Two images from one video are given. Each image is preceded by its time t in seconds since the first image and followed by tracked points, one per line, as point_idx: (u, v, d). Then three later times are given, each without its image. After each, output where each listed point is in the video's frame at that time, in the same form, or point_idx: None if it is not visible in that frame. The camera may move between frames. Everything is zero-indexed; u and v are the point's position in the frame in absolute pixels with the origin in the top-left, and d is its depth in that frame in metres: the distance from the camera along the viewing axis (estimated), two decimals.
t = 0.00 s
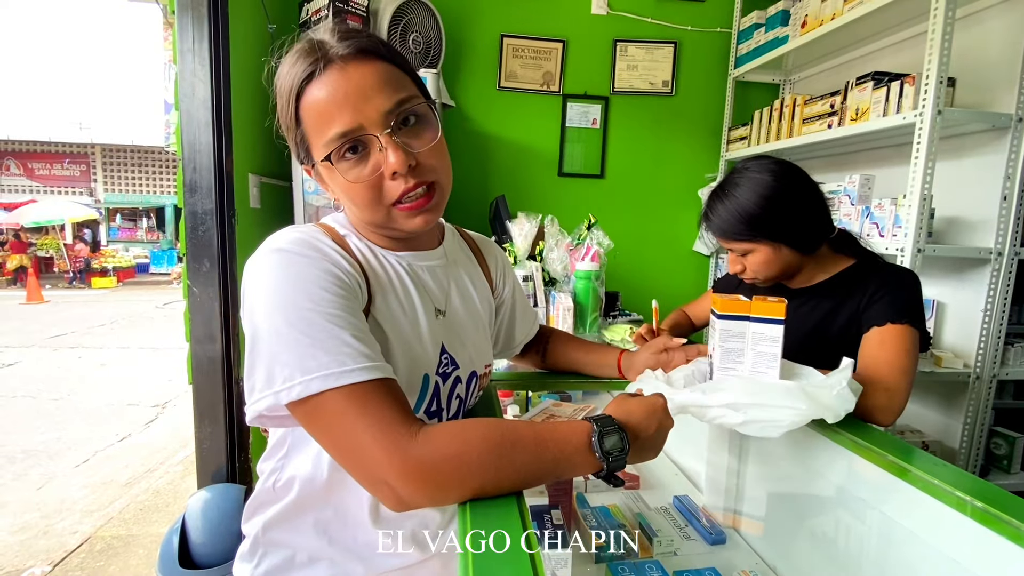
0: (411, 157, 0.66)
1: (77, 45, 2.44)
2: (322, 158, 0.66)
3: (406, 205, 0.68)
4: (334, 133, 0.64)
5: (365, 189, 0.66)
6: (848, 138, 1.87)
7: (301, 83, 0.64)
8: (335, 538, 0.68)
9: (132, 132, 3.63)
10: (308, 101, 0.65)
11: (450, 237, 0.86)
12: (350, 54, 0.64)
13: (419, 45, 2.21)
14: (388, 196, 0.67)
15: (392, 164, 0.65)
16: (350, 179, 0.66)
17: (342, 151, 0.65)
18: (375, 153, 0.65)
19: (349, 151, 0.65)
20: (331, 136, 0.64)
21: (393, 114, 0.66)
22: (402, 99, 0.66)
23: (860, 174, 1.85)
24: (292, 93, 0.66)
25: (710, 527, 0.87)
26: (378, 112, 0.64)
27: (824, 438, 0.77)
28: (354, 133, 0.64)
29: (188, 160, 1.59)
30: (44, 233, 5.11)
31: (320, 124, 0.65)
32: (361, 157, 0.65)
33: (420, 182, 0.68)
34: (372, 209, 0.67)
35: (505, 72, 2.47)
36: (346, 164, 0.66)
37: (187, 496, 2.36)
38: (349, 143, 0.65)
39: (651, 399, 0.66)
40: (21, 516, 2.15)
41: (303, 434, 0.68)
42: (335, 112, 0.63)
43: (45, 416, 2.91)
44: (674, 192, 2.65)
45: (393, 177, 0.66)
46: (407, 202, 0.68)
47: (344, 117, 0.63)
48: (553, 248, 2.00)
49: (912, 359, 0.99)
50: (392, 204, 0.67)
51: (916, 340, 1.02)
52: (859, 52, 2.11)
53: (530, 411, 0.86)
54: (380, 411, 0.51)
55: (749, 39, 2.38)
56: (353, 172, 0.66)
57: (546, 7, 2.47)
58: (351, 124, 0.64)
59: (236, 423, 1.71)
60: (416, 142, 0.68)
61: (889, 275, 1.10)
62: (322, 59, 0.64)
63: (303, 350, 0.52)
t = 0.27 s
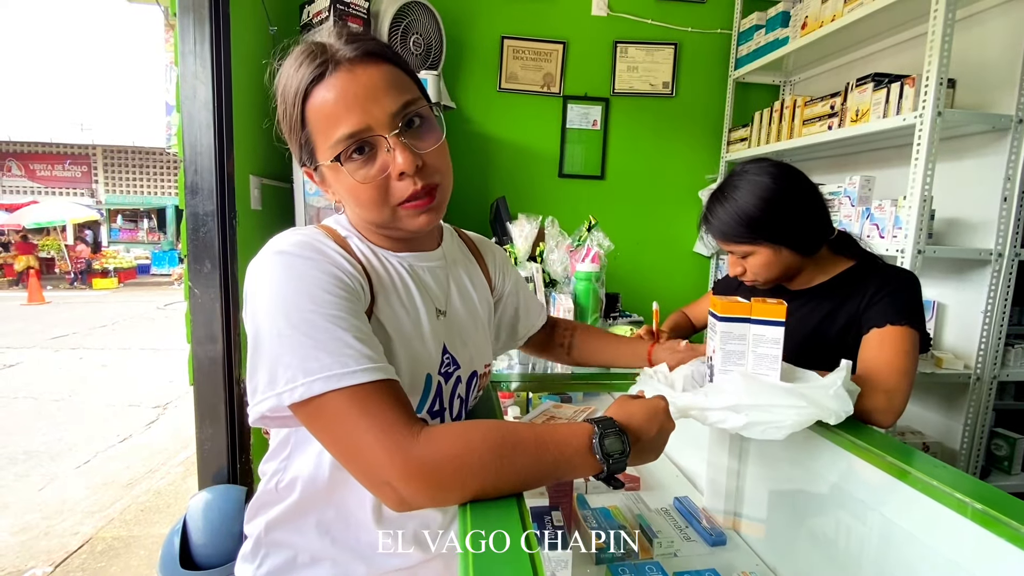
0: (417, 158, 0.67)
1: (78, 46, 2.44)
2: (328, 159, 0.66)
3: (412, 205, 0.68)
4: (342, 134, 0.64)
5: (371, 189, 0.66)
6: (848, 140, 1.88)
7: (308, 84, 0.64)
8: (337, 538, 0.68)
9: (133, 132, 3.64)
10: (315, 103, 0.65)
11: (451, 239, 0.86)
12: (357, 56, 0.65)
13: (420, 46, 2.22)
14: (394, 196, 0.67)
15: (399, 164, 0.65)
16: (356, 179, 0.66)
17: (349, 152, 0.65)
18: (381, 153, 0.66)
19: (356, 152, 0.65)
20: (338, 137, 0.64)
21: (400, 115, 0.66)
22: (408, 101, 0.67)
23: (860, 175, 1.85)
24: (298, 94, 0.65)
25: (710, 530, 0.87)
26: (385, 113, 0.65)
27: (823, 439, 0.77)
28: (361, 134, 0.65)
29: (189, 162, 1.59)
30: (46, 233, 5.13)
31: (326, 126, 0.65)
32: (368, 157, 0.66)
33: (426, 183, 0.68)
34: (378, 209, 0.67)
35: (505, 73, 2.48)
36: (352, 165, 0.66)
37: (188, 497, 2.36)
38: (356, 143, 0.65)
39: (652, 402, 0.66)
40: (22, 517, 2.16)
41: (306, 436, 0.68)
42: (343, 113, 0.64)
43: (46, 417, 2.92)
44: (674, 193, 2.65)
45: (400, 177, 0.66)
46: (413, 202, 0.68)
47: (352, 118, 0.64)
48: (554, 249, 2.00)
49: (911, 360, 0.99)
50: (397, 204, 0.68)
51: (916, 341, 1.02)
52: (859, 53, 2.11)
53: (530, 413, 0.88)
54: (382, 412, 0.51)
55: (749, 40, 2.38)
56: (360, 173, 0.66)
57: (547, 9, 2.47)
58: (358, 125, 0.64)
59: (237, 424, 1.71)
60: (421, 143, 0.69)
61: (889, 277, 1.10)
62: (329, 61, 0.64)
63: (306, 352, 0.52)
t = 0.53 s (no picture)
0: (411, 154, 0.66)
1: (79, 48, 2.45)
2: (323, 161, 0.66)
3: (409, 204, 0.68)
4: (337, 134, 0.64)
5: (368, 189, 0.66)
6: (849, 141, 1.88)
7: (301, 86, 0.65)
8: (337, 540, 0.69)
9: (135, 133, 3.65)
10: (307, 106, 0.65)
11: (454, 243, 0.87)
12: (348, 56, 0.65)
13: (421, 48, 2.22)
14: (391, 195, 0.67)
15: (393, 162, 0.65)
16: (353, 179, 0.66)
17: (344, 153, 0.65)
18: (376, 152, 0.66)
19: (351, 152, 0.65)
20: (333, 138, 0.65)
21: (393, 114, 0.66)
22: (401, 99, 0.67)
23: (861, 176, 1.85)
24: (291, 98, 0.66)
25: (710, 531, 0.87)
26: (378, 112, 0.65)
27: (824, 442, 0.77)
28: (355, 133, 0.65)
29: (191, 163, 1.60)
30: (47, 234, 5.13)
31: (321, 127, 0.65)
32: (363, 157, 0.66)
33: (422, 180, 0.68)
34: (375, 209, 0.67)
35: (505, 75, 2.48)
36: (348, 165, 0.66)
37: (189, 498, 2.36)
38: (350, 143, 0.65)
39: (649, 405, 0.66)
40: (23, 518, 2.16)
41: (306, 437, 0.69)
42: (336, 113, 0.64)
43: (47, 418, 2.92)
44: (675, 195, 2.65)
45: (396, 175, 0.66)
46: (410, 201, 0.68)
47: (344, 117, 0.64)
48: (554, 251, 2.01)
49: (911, 362, 0.99)
50: (395, 204, 0.67)
51: (916, 343, 1.02)
52: (859, 54, 2.11)
53: (531, 413, 0.86)
54: (381, 414, 0.51)
55: (749, 42, 2.38)
56: (355, 173, 0.66)
57: (547, 10, 2.47)
58: (352, 124, 0.64)
59: (238, 425, 1.71)
60: (415, 142, 0.69)
61: (889, 278, 1.10)
62: (321, 63, 0.64)
63: (305, 355, 0.52)
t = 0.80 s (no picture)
0: (439, 152, 0.68)
1: (81, 49, 2.45)
2: (350, 145, 0.66)
3: (430, 198, 0.68)
4: (371, 120, 0.65)
5: (393, 179, 0.66)
6: (850, 141, 1.87)
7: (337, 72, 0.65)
8: (339, 541, 0.69)
9: (136, 134, 3.65)
10: (341, 92, 0.65)
11: (455, 243, 0.87)
12: (389, 52, 0.67)
13: (422, 49, 2.22)
14: (413, 188, 0.67)
15: (421, 156, 0.65)
16: (378, 167, 0.66)
17: (374, 140, 0.65)
18: (405, 144, 0.66)
19: (381, 141, 0.66)
20: (365, 124, 0.65)
21: (425, 111, 0.68)
22: (432, 100, 0.69)
23: (862, 176, 1.85)
24: (325, 81, 0.66)
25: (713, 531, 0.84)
26: (412, 107, 0.66)
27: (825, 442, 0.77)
28: (388, 123, 0.65)
29: (192, 164, 1.60)
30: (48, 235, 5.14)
31: (353, 113, 0.65)
32: (391, 147, 0.66)
33: (445, 178, 0.69)
34: (398, 198, 0.67)
35: (506, 76, 2.48)
36: (376, 153, 0.66)
37: (190, 499, 2.37)
38: (382, 132, 0.65)
39: (668, 398, 0.61)
40: (25, 518, 2.16)
41: (307, 438, 0.68)
42: (372, 102, 0.65)
43: (49, 418, 2.93)
44: (676, 195, 2.65)
45: (423, 168, 0.66)
46: (431, 195, 0.68)
47: (379, 106, 0.65)
48: (555, 251, 2.01)
49: (914, 363, 0.99)
50: (416, 197, 0.68)
51: (918, 343, 1.02)
52: (860, 54, 2.11)
53: (530, 414, 0.89)
54: (383, 414, 0.51)
55: (750, 42, 2.38)
56: (382, 161, 0.66)
57: (548, 11, 2.47)
58: (386, 113, 0.65)
59: (240, 425, 1.72)
60: (442, 142, 0.70)
61: (891, 278, 1.10)
62: (362, 54, 0.65)
63: (310, 355, 0.52)
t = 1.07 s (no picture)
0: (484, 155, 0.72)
1: (84, 49, 2.46)
2: (411, 122, 0.67)
3: (469, 193, 0.71)
4: (439, 107, 0.67)
5: (445, 165, 0.68)
6: (852, 141, 1.87)
7: (415, 58, 0.68)
8: (341, 540, 0.69)
9: (138, 134, 3.66)
10: (409, 77, 0.67)
11: (458, 244, 0.87)
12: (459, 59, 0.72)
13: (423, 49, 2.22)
14: (458, 179, 0.70)
15: (476, 153, 0.69)
16: (433, 149, 0.68)
17: (438, 125, 0.68)
18: (462, 137, 0.69)
19: (443, 127, 0.68)
20: (433, 109, 0.67)
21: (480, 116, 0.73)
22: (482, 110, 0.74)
23: (864, 176, 1.84)
24: (399, 63, 0.68)
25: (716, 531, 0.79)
26: (472, 109, 0.71)
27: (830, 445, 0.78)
28: (453, 115, 0.68)
29: (195, 165, 1.60)
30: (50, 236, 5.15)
31: (421, 96, 0.67)
32: (450, 135, 0.68)
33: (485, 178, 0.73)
34: (443, 183, 0.69)
35: (508, 76, 2.48)
36: (434, 137, 0.68)
37: (193, 499, 2.37)
38: (446, 120, 0.68)
39: (674, 405, 0.60)
40: (28, 518, 2.17)
41: (309, 437, 0.68)
42: (442, 92, 0.68)
43: (51, 419, 2.93)
44: (678, 195, 2.65)
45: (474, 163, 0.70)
46: (470, 190, 0.71)
47: (449, 98, 0.68)
48: (557, 251, 2.01)
49: (916, 363, 0.99)
50: (457, 187, 0.70)
51: (921, 344, 1.02)
52: (862, 54, 2.11)
53: (532, 414, 0.91)
54: (383, 414, 0.51)
55: (752, 42, 2.38)
56: (438, 145, 0.68)
57: (549, 12, 2.48)
58: (451, 106, 0.68)
59: (242, 425, 1.72)
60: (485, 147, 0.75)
61: (894, 278, 1.10)
62: (438, 51, 0.70)
63: (311, 353, 0.52)
